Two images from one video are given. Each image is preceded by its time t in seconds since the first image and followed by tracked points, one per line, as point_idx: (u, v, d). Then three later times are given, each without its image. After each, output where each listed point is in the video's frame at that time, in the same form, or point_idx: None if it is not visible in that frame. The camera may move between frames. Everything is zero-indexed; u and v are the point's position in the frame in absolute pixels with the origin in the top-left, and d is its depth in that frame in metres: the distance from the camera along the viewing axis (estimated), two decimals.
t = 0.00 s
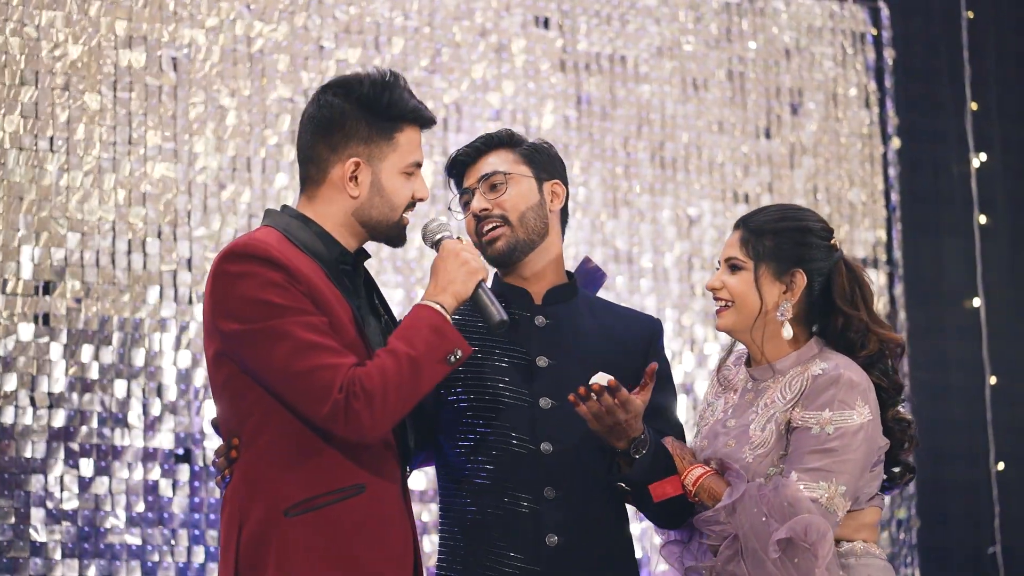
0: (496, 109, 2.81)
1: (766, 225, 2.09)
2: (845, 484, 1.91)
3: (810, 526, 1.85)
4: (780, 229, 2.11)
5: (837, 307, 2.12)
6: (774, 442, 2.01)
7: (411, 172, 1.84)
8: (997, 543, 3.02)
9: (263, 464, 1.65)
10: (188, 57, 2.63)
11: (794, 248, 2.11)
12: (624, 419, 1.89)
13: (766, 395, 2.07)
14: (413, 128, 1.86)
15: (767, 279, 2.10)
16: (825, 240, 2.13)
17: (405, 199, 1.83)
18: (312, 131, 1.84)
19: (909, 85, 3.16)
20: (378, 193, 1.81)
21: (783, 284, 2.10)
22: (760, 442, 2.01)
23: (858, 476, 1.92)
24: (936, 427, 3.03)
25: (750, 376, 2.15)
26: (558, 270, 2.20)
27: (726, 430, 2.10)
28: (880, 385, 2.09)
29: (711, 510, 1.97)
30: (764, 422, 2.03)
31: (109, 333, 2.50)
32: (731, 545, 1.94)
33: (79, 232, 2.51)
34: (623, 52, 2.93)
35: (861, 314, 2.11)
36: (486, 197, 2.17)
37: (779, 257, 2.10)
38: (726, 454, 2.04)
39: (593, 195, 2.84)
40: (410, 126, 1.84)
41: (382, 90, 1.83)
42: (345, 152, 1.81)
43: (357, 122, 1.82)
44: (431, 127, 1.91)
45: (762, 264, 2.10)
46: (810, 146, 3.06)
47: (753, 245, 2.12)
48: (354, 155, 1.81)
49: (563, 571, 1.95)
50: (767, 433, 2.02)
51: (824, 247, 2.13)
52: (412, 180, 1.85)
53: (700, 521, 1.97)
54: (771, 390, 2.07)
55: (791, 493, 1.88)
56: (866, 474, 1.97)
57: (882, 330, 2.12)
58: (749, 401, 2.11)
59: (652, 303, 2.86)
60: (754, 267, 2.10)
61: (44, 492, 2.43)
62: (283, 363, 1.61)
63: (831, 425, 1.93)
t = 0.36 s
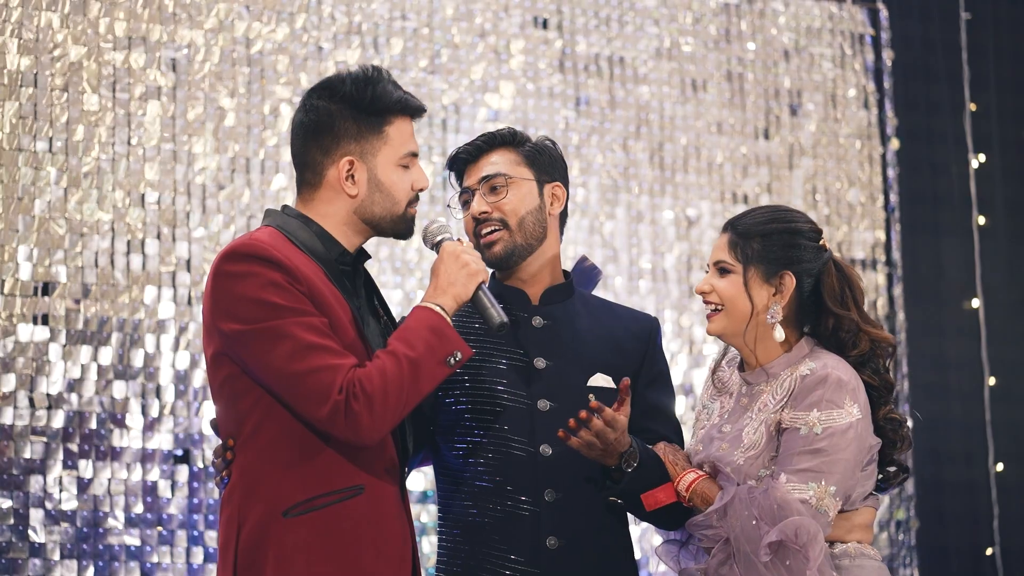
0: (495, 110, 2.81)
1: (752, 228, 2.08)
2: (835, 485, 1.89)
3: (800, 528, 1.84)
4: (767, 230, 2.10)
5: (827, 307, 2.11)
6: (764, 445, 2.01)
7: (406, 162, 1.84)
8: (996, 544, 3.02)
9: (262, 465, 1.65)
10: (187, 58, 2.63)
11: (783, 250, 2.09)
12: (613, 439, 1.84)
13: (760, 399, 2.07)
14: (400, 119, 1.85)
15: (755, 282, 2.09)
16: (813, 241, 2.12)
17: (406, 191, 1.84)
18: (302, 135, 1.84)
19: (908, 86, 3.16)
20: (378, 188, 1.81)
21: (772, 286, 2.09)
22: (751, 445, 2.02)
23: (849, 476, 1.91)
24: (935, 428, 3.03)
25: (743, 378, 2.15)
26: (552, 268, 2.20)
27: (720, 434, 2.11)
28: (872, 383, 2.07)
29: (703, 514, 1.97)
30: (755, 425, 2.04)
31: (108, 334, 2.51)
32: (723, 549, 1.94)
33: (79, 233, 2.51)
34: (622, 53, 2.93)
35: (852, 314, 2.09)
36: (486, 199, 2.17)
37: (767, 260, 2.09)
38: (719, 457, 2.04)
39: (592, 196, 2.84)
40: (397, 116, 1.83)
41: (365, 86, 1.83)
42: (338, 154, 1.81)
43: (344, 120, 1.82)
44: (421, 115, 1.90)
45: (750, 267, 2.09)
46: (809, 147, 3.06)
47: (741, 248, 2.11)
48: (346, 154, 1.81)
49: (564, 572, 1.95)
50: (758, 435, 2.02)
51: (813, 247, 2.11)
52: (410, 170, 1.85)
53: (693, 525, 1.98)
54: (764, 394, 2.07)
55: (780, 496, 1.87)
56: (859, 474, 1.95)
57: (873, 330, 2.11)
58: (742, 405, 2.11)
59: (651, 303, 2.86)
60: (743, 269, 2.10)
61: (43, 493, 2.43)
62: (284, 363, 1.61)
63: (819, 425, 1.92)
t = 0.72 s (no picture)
0: (495, 112, 2.81)
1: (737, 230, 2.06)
2: (824, 488, 1.88)
3: (788, 532, 1.84)
4: (752, 231, 2.08)
5: (817, 306, 2.10)
6: (752, 450, 1.99)
7: (400, 167, 1.83)
8: (997, 546, 3.02)
9: (262, 468, 1.65)
10: (187, 61, 2.63)
11: (769, 252, 2.08)
12: (599, 445, 1.86)
13: (749, 400, 2.06)
14: (394, 122, 1.84)
15: (743, 284, 2.08)
16: (800, 240, 2.11)
17: (398, 195, 1.82)
18: (298, 138, 1.84)
19: (907, 88, 3.16)
20: (369, 192, 1.80)
21: (759, 288, 2.09)
22: (740, 449, 2.01)
23: (838, 480, 1.89)
24: (935, 429, 3.03)
25: (736, 381, 2.14)
26: (556, 274, 2.18)
27: (711, 437, 2.10)
28: (861, 382, 2.05)
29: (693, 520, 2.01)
30: (744, 428, 2.02)
31: (109, 337, 2.51)
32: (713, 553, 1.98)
33: (79, 236, 2.51)
34: (622, 55, 2.93)
35: (840, 311, 2.08)
36: (498, 205, 2.15)
37: (754, 262, 2.07)
38: (711, 462, 2.04)
39: (593, 199, 2.84)
40: (391, 121, 1.82)
41: (358, 90, 1.82)
42: (331, 157, 1.81)
43: (336, 124, 1.81)
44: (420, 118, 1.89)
45: (738, 270, 2.08)
46: (810, 149, 3.06)
47: (727, 251, 2.09)
48: (338, 158, 1.80)
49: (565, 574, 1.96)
50: (747, 439, 2.00)
51: (800, 246, 2.10)
52: (404, 175, 1.84)
53: (684, 531, 2.02)
54: (753, 396, 2.06)
55: (767, 500, 1.88)
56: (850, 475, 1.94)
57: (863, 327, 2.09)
58: (734, 408, 2.10)
59: (652, 305, 2.86)
60: (730, 273, 2.09)
61: (44, 496, 2.43)
62: (284, 367, 1.61)
63: (806, 430, 1.91)
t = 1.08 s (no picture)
0: (495, 114, 2.81)
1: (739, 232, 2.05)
2: (823, 489, 1.88)
3: (785, 532, 1.84)
4: (755, 232, 2.08)
5: (819, 308, 2.10)
6: (751, 450, 1.99)
7: (396, 176, 1.82)
8: (996, 547, 3.02)
9: (257, 471, 1.65)
10: (187, 63, 2.63)
11: (772, 253, 2.07)
12: (598, 445, 1.88)
13: (749, 401, 2.06)
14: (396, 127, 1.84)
15: (745, 286, 2.08)
16: (803, 241, 2.10)
17: (391, 204, 1.81)
18: (301, 136, 1.85)
19: (907, 89, 3.16)
20: (362, 196, 1.80)
21: (762, 289, 2.08)
22: (739, 450, 2.01)
23: (836, 481, 1.89)
24: (934, 430, 3.03)
25: (735, 381, 2.14)
26: (559, 278, 2.19)
27: (711, 438, 2.10)
28: (861, 384, 2.05)
29: (691, 520, 2.00)
30: (744, 429, 2.03)
31: (108, 339, 2.51)
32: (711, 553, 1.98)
33: (79, 238, 2.51)
34: (622, 56, 2.93)
35: (842, 313, 2.08)
36: (503, 211, 2.15)
37: (756, 264, 2.07)
38: (711, 461, 2.04)
39: (593, 200, 2.84)
40: (391, 126, 1.82)
41: (367, 93, 1.82)
42: (327, 157, 1.81)
43: (338, 124, 1.82)
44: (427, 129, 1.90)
45: (740, 271, 2.08)
46: (810, 150, 3.06)
47: (730, 253, 2.09)
48: (335, 158, 1.80)
49: None
50: (747, 440, 2.01)
51: (802, 248, 2.10)
52: (399, 184, 1.83)
53: (682, 531, 2.02)
54: (754, 396, 2.06)
55: (764, 500, 1.87)
56: (850, 477, 1.93)
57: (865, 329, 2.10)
58: (734, 408, 2.11)
59: (652, 307, 2.86)
60: (733, 274, 2.08)
61: (44, 498, 2.44)
62: (278, 371, 1.60)
63: (805, 430, 1.91)
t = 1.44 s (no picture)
0: (499, 114, 2.81)
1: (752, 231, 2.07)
2: (839, 488, 1.89)
3: (805, 532, 1.84)
4: (769, 232, 2.09)
5: (829, 310, 2.10)
6: (767, 450, 2.00)
7: (397, 164, 1.83)
8: (1002, 547, 3.02)
9: (262, 468, 1.65)
10: (192, 63, 2.63)
11: (785, 253, 2.08)
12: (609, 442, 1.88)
13: (763, 403, 2.06)
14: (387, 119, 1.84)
15: (757, 285, 2.08)
16: (816, 244, 2.11)
17: (397, 193, 1.82)
18: (298, 138, 1.85)
19: (913, 89, 3.16)
20: (365, 191, 1.80)
21: (774, 289, 2.08)
22: (755, 449, 2.01)
23: (853, 480, 1.90)
24: (939, 430, 3.03)
25: (745, 382, 2.14)
26: (553, 279, 2.19)
27: (724, 439, 2.11)
28: (874, 385, 2.05)
29: (707, 519, 1.98)
30: (759, 429, 2.03)
31: (113, 340, 2.51)
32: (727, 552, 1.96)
33: (84, 239, 2.51)
34: (627, 56, 2.93)
35: (853, 316, 2.08)
36: (489, 208, 2.15)
37: (770, 263, 2.08)
38: (721, 461, 2.04)
39: (597, 200, 2.84)
40: (385, 118, 1.82)
41: (353, 87, 1.83)
42: (326, 156, 1.82)
43: (331, 123, 1.82)
44: (420, 117, 1.89)
45: (753, 270, 2.08)
46: (814, 151, 3.06)
47: (743, 251, 2.09)
48: (332, 157, 1.81)
49: None
50: (762, 440, 2.01)
51: (815, 250, 2.11)
52: (401, 172, 1.83)
53: (698, 531, 1.98)
54: (768, 397, 2.06)
55: (783, 500, 1.87)
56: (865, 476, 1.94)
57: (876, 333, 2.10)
58: (746, 409, 2.11)
59: (656, 307, 2.86)
60: (745, 273, 2.09)
61: (49, 498, 2.44)
62: (283, 368, 1.61)
63: (822, 429, 1.92)
